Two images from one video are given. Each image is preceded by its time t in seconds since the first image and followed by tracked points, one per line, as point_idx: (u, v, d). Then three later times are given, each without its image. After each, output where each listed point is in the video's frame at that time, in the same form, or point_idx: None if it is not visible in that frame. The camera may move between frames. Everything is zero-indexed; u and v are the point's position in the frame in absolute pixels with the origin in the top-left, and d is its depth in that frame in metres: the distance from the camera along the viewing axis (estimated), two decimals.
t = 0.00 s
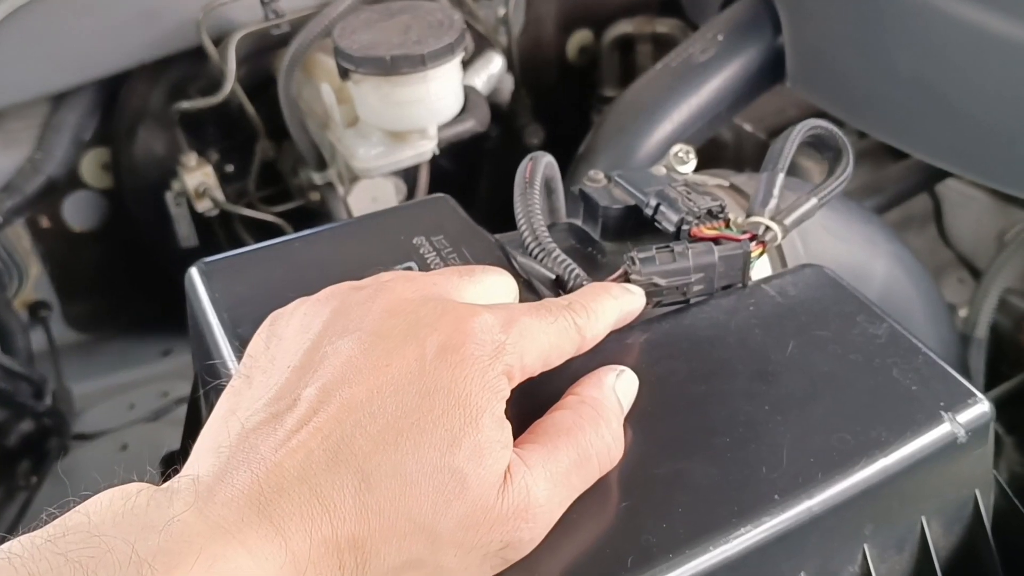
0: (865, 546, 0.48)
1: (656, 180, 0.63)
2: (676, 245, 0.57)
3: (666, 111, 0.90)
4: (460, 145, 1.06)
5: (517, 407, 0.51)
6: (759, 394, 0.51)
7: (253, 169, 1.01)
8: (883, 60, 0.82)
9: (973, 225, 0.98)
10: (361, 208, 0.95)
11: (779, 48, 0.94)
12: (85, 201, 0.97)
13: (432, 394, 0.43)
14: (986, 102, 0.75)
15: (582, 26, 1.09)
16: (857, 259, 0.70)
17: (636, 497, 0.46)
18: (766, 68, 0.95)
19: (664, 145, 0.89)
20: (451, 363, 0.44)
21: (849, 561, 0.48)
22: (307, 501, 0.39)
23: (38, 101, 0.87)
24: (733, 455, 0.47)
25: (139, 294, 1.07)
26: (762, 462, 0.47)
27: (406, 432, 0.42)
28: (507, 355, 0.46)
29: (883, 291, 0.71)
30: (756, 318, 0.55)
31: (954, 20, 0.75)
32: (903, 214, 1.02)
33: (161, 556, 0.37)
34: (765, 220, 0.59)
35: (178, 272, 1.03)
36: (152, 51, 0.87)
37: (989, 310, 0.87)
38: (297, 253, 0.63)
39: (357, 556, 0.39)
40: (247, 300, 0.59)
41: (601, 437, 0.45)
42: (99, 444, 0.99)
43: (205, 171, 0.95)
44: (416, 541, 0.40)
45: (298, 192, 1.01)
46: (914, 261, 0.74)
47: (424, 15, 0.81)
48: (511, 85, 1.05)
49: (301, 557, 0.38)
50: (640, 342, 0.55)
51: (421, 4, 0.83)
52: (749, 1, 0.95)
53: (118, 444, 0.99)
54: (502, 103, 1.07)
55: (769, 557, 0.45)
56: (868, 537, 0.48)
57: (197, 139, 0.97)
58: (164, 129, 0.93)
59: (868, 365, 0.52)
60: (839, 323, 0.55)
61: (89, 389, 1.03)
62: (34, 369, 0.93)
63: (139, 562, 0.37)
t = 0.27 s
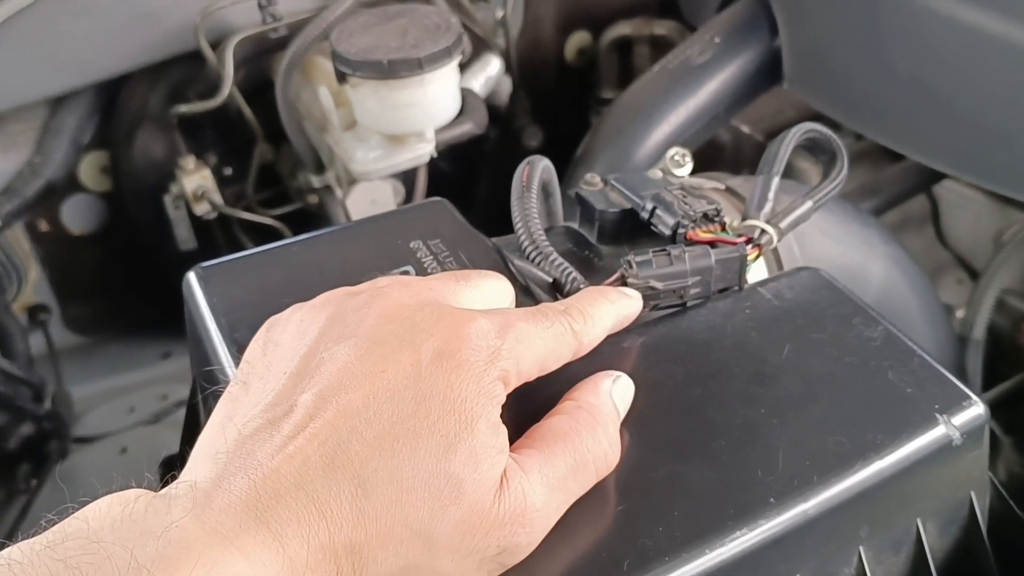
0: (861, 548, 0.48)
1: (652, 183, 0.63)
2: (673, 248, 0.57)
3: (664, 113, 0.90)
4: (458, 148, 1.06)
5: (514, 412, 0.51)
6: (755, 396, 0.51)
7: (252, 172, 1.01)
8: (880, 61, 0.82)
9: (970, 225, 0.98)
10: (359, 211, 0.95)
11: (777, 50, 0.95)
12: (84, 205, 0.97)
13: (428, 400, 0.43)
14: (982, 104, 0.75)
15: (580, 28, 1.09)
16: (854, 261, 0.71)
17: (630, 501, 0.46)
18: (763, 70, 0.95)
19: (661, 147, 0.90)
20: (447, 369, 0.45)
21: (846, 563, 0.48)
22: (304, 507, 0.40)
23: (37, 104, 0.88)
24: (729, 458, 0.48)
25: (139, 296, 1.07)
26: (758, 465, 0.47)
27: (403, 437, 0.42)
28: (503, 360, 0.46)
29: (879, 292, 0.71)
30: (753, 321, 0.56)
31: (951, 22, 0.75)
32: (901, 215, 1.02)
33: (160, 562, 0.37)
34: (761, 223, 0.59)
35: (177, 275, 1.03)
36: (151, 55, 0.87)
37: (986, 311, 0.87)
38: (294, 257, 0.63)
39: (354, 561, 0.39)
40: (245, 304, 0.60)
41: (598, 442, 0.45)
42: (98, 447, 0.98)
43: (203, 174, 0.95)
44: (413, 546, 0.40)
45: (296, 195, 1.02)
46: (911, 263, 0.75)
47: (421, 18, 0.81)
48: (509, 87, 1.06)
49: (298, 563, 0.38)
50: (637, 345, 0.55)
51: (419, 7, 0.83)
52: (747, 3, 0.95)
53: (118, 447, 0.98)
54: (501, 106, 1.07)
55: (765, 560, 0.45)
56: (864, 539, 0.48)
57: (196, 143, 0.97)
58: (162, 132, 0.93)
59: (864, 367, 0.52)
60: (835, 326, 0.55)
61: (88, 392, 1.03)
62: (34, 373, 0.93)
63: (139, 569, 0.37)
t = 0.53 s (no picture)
0: (862, 546, 0.48)
1: (653, 182, 0.64)
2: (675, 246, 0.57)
3: (664, 113, 0.90)
4: (459, 147, 1.06)
5: (517, 411, 0.51)
6: (756, 394, 0.51)
7: (253, 172, 1.01)
8: (880, 60, 0.82)
9: (970, 224, 0.98)
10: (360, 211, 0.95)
11: (777, 49, 0.95)
12: (85, 205, 0.97)
13: (431, 398, 0.44)
14: (983, 102, 0.76)
15: (581, 27, 1.09)
16: (854, 259, 0.71)
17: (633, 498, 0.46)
18: (764, 69, 0.95)
19: (662, 146, 0.90)
20: (449, 367, 0.45)
21: (847, 560, 0.48)
22: (307, 505, 0.40)
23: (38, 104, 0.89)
24: (731, 455, 0.48)
25: (139, 296, 1.07)
26: (759, 462, 0.47)
27: (405, 435, 0.42)
28: (504, 359, 0.46)
29: (880, 290, 0.71)
30: (754, 319, 0.56)
31: (950, 21, 0.75)
32: (901, 214, 1.02)
33: (164, 560, 0.37)
34: (762, 221, 0.59)
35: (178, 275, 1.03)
36: (152, 55, 0.87)
37: (986, 309, 0.87)
38: (296, 256, 0.64)
39: (356, 558, 0.39)
40: (247, 303, 0.60)
41: (600, 440, 0.46)
42: (99, 447, 0.98)
43: (204, 174, 0.95)
44: (416, 543, 0.40)
45: (297, 194, 1.02)
46: (911, 261, 0.75)
47: (422, 18, 0.81)
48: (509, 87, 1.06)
49: (301, 560, 0.38)
50: (638, 343, 0.55)
51: (419, 7, 0.83)
52: (747, 2, 0.95)
53: (119, 446, 0.98)
54: (501, 105, 1.07)
55: (766, 557, 0.45)
56: (865, 536, 0.48)
57: (197, 143, 0.97)
58: (164, 132, 0.93)
59: (865, 365, 0.52)
60: (836, 324, 0.55)
61: (89, 392, 1.03)
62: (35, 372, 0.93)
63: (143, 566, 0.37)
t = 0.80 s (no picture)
0: (862, 544, 0.49)
1: (654, 182, 0.64)
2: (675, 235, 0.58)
3: (665, 113, 0.90)
4: (459, 148, 1.07)
5: (531, 409, 0.51)
6: (757, 394, 0.51)
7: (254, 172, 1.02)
8: (880, 61, 0.83)
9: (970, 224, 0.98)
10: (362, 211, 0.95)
11: (777, 49, 0.95)
12: (86, 205, 0.97)
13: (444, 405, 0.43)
14: (982, 103, 0.76)
15: (581, 27, 1.10)
16: (854, 259, 0.71)
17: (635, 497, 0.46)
18: (764, 69, 0.95)
19: (662, 147, 0.90)
20: (464, 375, 0.45)
21: (847, 559, 0.48)
22: (313, 507, 0.40)
23: (39, 105, 0.89)
24: (731, 454, 0.48)
25: (140, 296, 1.07)
26: (760, 462, 0.47)
27: (416, 441, 0.42)
28: (520, 367, 0.46)
29: (879, 291, 0.71)
30: (754, 319, 0.56)
31: (950, 22, 0.75)
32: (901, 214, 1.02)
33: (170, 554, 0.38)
34: (762, 223, 0.60)
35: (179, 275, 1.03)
36: (153, 55, 0.87)
37: (986, 310, 0.87)
38: (298, 256, 0.64)
39: (356, 561, 0.40)
40: (250, 303, 0.60)
41: (608, 450, 0.45)
42: (100, 446, 0.98)
43: (206, 175, 0.95)
44: (418, 550, 0.40)
45: (298, 195, 1.02)
46: (911, 261, 0.75)
47: (423, 18, 0.81)
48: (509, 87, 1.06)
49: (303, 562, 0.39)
50: (639, 343, 0.55)
51: (420, 7, 0.83)
52: (748, 2, 0.96)
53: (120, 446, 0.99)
54: (502, 106, 1.08)
55: (767, 556, 0.45)
56: (865, 535, 0.49)
57: (198, 143, 0.97)
58: (165, 133, 0.94)
59: (865, 365, 0.53)
60: (836, 324, 0.55)
61: (90, 392, 1.03)
62: (37, 372, 0.93)
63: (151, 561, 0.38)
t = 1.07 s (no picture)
0: (863, 541, 0.49)
1: (655, 180, 0.64)
2: (678, 242, 0.57)
3: (665, 112, 0.90)
4: (459, 147, 1.07)
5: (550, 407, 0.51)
6: (757, 391, 0.51)
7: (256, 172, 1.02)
8: (880, 60, 0.83)
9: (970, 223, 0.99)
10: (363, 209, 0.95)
11: (777, 49, 0.95)
12: (86, 205, 0.97)
13: (472, 395, 0.44)
14: (982, 102, 0.76)
15: (581, 27, 1.10)
16: (855, 257, 0.71)
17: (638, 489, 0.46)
18: (764, 68, 0.95)
19: (662, 146, 0.90)
20: (494, 368, 0.45)
21: (848, 555, 0.48)
22: (336, 482, 0.41)
23: (40, 104, 0.89)
24: (732, 451, 0.48)
25: (141, 295, 1.07)
26: (761, 458, 0.48)
27: (443, 428, 0.43)
28: (547, 364, 0.46)
29: (880, 288, 0.72)
30: (755, 317, 0.56)
31: (950, 21, 0.75)
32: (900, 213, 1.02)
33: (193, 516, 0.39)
34: (762, 221, 0.60)
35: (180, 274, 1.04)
36: (154, 55, 0.87)
37: (986, 308, 0.87)
38: (299, 255, 0.64)
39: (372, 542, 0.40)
40: (251, 301, 0.60)
41: (619, 452, 0.45)
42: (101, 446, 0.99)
43: (207, 174, 0.95)
44: (431, 536, 0.41)
45: (299, 194, 1.02)
46: (911, 259, 0.75)
47: (423, 18, 0.82)
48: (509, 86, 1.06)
49: (319, 535, 0.39)
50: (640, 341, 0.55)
51: (421, 6, 0.83)
52: (748, 2, 0.96)
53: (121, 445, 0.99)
54: (502, 105, 1.08)
55: (768, 553, 0.45)
56: (865, 532, 0.49)
57: (199, 143, 0.97)
58: (165, 132, 0.94)
59: (865, 362, 0.53)
60: (837, 321, 0.55)
61: (91, 391, 1.03)
62: (38, 372, 0.93)
63: (173, 522, 0.39)
